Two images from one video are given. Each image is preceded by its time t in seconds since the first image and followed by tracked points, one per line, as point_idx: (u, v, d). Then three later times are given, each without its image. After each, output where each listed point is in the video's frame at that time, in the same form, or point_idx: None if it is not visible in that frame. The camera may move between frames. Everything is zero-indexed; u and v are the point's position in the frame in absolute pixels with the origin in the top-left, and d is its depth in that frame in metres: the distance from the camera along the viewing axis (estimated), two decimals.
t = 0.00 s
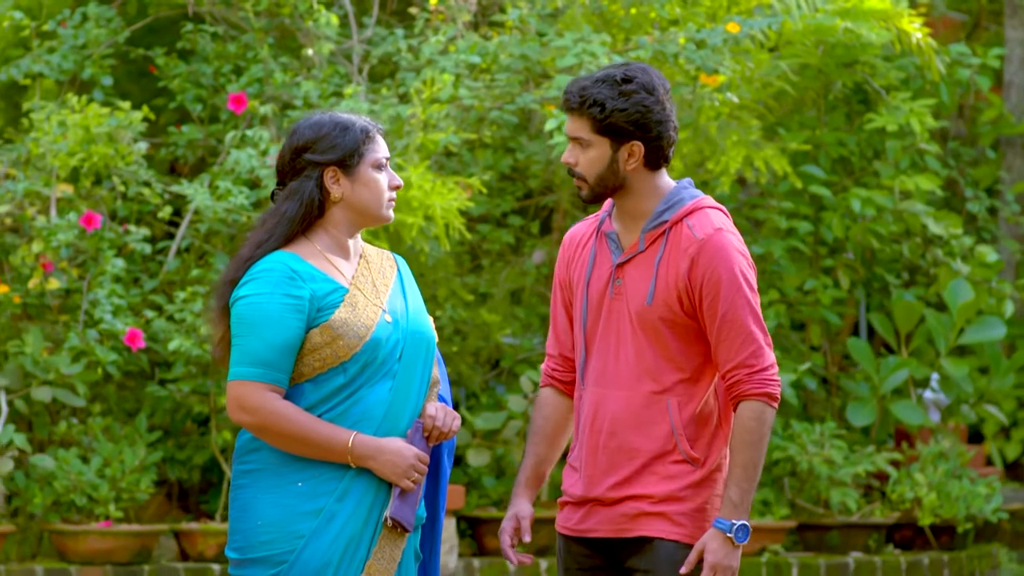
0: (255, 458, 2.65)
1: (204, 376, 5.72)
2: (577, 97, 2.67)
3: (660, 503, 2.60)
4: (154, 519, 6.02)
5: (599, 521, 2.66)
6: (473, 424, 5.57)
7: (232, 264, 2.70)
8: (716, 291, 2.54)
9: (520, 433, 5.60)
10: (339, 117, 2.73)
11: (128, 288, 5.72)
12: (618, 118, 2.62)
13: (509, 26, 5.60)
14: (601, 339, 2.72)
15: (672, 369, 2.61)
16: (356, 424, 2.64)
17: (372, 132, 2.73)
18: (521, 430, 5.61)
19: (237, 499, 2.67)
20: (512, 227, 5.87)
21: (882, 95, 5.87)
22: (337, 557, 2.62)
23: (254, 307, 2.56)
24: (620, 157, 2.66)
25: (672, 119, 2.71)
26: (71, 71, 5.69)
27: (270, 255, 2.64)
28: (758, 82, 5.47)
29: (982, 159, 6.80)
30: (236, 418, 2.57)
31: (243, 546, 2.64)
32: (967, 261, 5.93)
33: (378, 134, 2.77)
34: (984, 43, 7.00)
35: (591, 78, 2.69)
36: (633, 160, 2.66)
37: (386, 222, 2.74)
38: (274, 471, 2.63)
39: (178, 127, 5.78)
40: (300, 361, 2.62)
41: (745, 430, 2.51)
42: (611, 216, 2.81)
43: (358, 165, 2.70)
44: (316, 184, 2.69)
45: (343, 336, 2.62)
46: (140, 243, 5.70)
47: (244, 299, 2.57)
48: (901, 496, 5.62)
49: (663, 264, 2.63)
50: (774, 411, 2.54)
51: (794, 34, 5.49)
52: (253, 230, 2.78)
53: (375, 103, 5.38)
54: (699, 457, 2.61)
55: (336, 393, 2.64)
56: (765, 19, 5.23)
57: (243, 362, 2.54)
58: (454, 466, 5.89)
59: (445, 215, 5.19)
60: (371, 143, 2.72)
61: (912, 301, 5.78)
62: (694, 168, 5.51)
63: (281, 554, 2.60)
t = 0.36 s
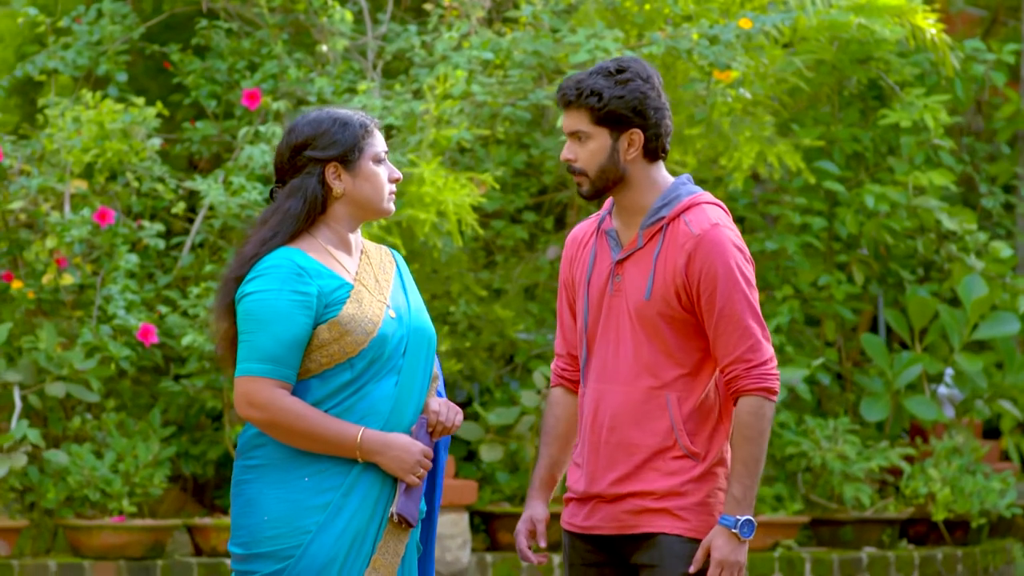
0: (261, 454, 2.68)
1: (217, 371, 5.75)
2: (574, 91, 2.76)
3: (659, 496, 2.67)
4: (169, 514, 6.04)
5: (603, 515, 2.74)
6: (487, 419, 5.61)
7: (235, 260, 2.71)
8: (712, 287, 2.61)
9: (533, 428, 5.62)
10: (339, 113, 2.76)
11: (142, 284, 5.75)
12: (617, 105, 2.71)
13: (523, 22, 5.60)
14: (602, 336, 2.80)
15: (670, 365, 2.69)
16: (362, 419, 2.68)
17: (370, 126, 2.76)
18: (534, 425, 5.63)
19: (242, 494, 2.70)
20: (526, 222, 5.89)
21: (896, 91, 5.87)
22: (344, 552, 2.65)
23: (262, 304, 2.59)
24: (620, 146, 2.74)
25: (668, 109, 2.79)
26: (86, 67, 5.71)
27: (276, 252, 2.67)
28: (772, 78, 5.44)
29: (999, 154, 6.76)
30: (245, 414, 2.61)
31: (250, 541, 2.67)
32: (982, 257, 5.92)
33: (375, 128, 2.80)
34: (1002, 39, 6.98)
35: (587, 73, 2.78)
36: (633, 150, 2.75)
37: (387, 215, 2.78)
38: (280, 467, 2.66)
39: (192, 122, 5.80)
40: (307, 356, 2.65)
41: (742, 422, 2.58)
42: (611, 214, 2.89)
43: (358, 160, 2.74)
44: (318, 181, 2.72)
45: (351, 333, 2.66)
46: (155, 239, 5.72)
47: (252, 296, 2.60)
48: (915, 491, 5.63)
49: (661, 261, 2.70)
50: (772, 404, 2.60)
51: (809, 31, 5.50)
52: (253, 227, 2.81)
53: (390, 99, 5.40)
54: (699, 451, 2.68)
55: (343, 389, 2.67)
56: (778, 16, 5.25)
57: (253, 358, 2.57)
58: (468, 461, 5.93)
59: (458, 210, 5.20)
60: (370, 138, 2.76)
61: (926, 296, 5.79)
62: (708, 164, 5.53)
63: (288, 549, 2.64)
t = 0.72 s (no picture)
0: (267, 449, 2.66)
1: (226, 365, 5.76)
2: (578, 76, 2.78)
3: (653, 489, 2.66)
4: (180, 509, 6.06)
5: (600, 508, 2.74)
6: (497, 414, 5.63)
7: (240, 257, 2.68)
8: (702, 276, 2.59)
9: (543, 423, 5.63)
10: (340, 109, 2.76)
11: (152, 279, 5.77)
12: (620, 90, 2.73)
13: (532, 18, 5.61)
14: (602, 328, 2.80)
15: (663, 356, 2.67)
16: (370, 414, 2.68)
17: (371, 122, 2.77)
18: (544, 420, 5.65)
19: (247, 490, 2.67)
20: (537, 218, 5.90)
21: (907, 86, 5.87)
22: (353, 546, 2.66)
23: (274, 299, 2.57)
24: (622, 132, 2.74)
25: (672, 100, 2.80)
26: (97, 63, 5.72)
27: (283, 247, 2.65)
28: (783, 73, 5.47)
29: (1012, 149, 6.74)
30: (256, 409, 2.59)
31: (256, 536, 2.65)
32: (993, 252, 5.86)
33: (375, 124, 2.80)
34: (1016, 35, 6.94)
35: (592, 61, 2.81)
36: (635, 136, 2.75)
37: (388, 211, 2.79)
38: (287, 462, 2.65)
39: (202, 118, 5.81)
40: (316, 352, 2.65)
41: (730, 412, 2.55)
42: (615, 208, 2.90)
43: (360, 156, 2.74)
44: (321, 177, 2.72)
45: (361, 328, 2.66)
46: (165, 234, 5.72)
47: (262, 291, 2.59)
48: (924, 486, 5.64)
49: (655, 251, 2.69)
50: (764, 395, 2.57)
51: (819, 26, 5.50)
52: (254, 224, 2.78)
53: (400, 95, 5.42)
54: (693, 443, 2.66)
55: (352, 384, 2.67)
56: (788, 11, 5.24)
57: (265, 353, 2.56)
58: (478, 456, 5.95)
59: (466, 205, 5.20)
60: (371, 133, 2.76)
61: (937, 291, 5.80)
62: (718, 159, 5.54)
63: (297, 544, 2.63)
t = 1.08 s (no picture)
0: (267, 448, 2.65)
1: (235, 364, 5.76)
2: (582, 71, 2.77)
3: (648, 486, 2.64)
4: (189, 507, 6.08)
5: (598, 505, 2.72)
6: (504, 413, 5.65)
7: (239, 257, 2.68)
8: (696, 272, 2.55)
9: (551, 422, 5.65)
10: (334, 109, 2.77)
11: (161, 278, 5.77)
12: (622, 85, 2.71)
13: (541, 17, 5.62)
14: (601, 324, 2.77)
15: (659, 352, 2.64)
16: (370, 412, 2.69)
17: (364, 121, 2.78)
18: (552, 419, 5.66)
19: (246, 489, 2.67)
20: (545, 217, 5.90)
21: (915, 85, 5.88)
22: (354, 545, 2.67)
23: (277, 298, 2.57)
24: (624, 127, 2.73)
25: (675, 99, 2.79)
26: (106, 62, 5.73)
27: (282, 246, 2.65)
28: (791, 71, 5.48)
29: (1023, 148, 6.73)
30: (259, 408, 2.59)
31: (257, 536, 2.66)
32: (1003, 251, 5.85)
33: (368, 123, 2.81)
34: None
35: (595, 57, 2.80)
36: (636, 132, 2.74)
37: (382, 209, 2.80)
38: (287, 462, 2.65)
39: (211, 117, 5.82)
40: (317, 350, 2.65)
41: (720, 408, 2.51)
42: (615, 207, 2.88)
43: (354, 155, 2.75)
44: (316, 176, 2.73)
45: (361, 326, 2.67)
46: (173, 233, 5.73)
47: (265, 290, 2.58)
48: (933, 485, 5.64)
49: (651, 246, 2.66)
50: (756, 392, 2.53)
51: (828, 25, 5.50)
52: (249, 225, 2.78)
53: (409, 95, 5.43)
54: (688, 440, 2.63)
55: (352, 382, 2.68)
56: (796, 10, 5.22)
57: (269, 352, 2.56)
58: (487, 455, 5.97)
59: (474, 204, 5.21)
60: (364, 132, 2.77)
61: (945, 291, 5.81)
62: (727, 158, 5.55)
63: (298, 544, 2.64)
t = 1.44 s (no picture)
0: (258, 449, 2.66)
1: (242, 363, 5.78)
2: (588, 66, 2.76)
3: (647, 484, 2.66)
4: (197, 506, 6.09)
5: (597, 501, 2.74)
6: (511, 412, 5.66)
7: (230, 258, 2.67)
8: (693, 269, 2.56)
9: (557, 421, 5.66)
10: (322, 108, 2.77)
11: (168, 277, 5.78)
12: (628, 81, 2.71)
13: (547, 17, 5.62)
14: (599, 321, 2.77)
15: (656, 350, 2.65)
16: (360, 411, 2.70)
17: (351, 120, 2.78)
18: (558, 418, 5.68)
19: (239, 490, 2.67)
20: (552, 216, 5.91)
21: (922, 85, 5.89)
22: (347, 544, 2.67)
23: (270, 297, 2.57)
24: (628, 124, 2.73)
25: (679, 96, 2.79)
26: (113, 61, 5.74)
27: (274, 246, 2.65)
28: (798, 71, 5.47)
29: None
30: (252, 408, 2.59)
31: (250, 537, 2.66)
32: (1010, 251, 5.87)
33: (355, 121, 2.82)
34: None
35: (599, 53, 2.80)
36: (640, 129, 2.74)
37: (372, 207, 2.81)
38: (280, 462, 2.65)
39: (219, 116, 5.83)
40: (309, 349, 2.65)
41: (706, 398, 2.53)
42: (614, 205, 2.88)
43: (343, 154, 2.76)
44: (305, 176, 2.73)
45: (353, 325, 2.68)
46: (180, 232, 5.74)
47: (257, 289, 2.59)
48: (940, 484, 5.64)
49: (649, 243, 2.67)
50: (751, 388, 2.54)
51: (835, 25, 5.50)
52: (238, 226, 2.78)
53: (416, 94, 5.44)
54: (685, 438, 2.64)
55: (344, 381, 2.69)
56: (801, 9, 5.25)
57: (261, 351, 2.56)
58: (493, 454, 5.98)
59: (479, 203, 5.21)
60: (352, 131, 2.78)
61: (952, 290, 5.81)
62: (733, 158, 5.55)
63: (292, 544, 2.64)
